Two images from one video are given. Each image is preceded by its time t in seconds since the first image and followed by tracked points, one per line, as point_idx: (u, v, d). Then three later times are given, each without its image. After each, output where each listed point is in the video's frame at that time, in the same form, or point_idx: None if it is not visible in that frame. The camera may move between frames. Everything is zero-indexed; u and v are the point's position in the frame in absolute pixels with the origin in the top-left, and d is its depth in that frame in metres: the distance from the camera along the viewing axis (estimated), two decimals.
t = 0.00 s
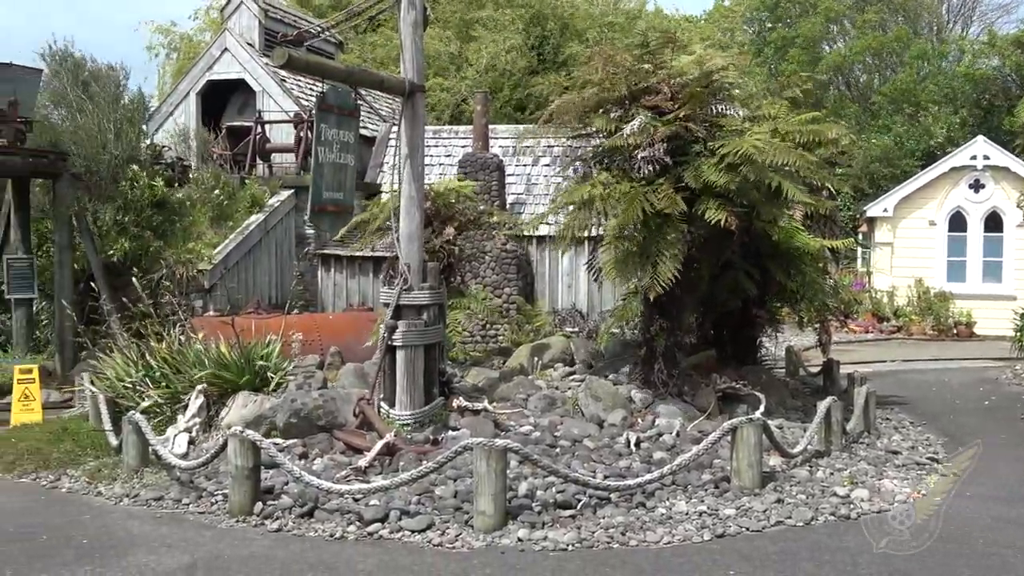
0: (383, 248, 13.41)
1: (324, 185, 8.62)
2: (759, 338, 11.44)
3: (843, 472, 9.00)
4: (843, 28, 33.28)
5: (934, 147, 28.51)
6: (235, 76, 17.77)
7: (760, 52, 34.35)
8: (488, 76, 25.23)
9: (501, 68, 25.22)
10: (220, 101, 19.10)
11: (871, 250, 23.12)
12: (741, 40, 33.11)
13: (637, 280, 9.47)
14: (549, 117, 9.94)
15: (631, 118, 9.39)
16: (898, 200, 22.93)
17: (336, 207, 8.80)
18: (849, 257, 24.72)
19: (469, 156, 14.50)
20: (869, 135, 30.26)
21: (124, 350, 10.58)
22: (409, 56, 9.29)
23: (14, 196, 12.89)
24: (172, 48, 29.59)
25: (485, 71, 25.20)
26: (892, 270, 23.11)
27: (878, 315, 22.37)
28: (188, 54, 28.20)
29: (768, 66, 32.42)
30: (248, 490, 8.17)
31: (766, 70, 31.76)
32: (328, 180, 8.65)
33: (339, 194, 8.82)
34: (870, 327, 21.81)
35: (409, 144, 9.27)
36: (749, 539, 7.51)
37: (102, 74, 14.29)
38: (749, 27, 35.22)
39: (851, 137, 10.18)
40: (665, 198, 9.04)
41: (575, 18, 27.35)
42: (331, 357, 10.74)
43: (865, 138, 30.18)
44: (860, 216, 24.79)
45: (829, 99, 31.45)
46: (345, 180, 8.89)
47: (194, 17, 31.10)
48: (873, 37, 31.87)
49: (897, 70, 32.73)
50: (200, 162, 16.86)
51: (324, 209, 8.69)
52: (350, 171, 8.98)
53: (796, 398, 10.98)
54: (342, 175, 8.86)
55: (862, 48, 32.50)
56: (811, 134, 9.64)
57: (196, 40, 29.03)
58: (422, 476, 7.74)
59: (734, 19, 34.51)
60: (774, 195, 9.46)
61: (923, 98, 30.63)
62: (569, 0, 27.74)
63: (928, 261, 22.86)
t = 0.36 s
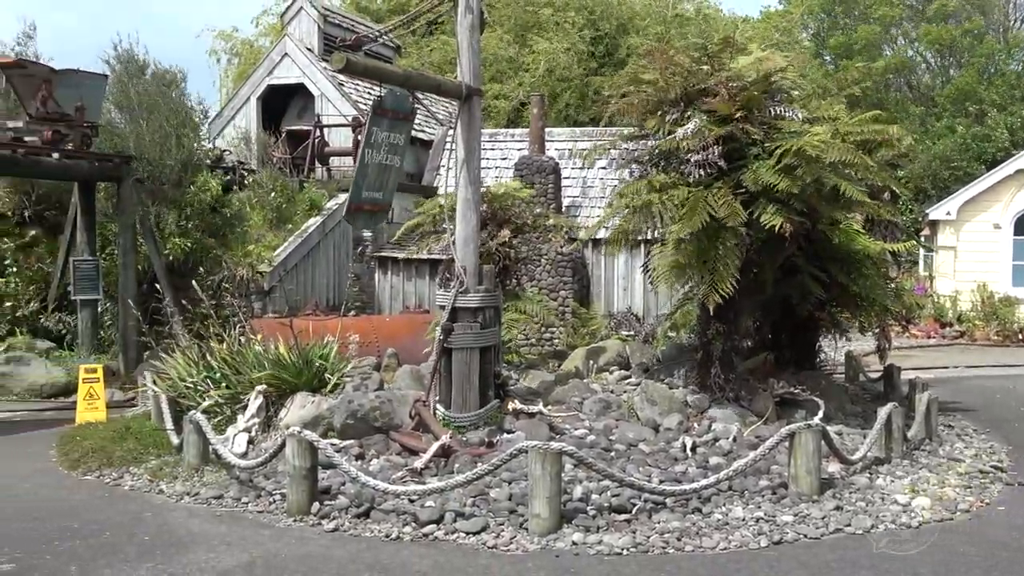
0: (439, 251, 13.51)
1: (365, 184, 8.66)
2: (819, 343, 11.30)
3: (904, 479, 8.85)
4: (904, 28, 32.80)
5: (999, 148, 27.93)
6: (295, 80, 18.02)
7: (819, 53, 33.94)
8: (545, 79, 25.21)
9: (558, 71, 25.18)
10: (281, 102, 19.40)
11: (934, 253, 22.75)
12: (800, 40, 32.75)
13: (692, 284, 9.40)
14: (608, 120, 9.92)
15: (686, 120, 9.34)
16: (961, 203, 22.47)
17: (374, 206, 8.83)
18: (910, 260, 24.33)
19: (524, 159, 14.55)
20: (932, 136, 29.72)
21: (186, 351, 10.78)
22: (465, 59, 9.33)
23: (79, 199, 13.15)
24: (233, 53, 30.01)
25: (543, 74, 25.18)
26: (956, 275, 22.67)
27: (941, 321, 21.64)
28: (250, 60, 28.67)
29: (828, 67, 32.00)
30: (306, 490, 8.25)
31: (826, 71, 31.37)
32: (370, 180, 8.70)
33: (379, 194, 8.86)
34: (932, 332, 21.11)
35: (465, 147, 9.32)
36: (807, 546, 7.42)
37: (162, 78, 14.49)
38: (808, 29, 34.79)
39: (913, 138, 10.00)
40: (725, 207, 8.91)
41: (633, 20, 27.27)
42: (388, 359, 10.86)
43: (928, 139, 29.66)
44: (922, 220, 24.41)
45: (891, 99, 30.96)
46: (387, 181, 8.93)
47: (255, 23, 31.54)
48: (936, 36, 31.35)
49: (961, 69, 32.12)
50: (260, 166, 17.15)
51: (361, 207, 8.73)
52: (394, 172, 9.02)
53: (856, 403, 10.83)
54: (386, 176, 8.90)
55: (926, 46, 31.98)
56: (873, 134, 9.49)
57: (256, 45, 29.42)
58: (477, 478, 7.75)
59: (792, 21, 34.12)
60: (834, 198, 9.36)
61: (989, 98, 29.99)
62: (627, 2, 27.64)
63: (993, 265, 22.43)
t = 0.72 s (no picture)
0: (490, 254, 13.62)
1: (413, 186, 8.74)
2: (873, 350, 11.14)
3: (961, 488, 8.70)
4: (962, 28, 32.17)
5: None
6: (347, 86, 18.24)
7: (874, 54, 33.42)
8: (596, 82, 25.25)
9: (609, 73, 25.23)
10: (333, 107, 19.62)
11: (991, 258, 22.68)
12: (855, 41, 32.28)
13: (744, 287, 9.34)
14: (658, 122, 9.86)
15: (744, 123, 9.29)
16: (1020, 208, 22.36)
17: (420, 208, 8.90)
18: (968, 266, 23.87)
19: (574, 163, 14.52)
20: (992, 139, 29.10)
21: (240, 353, 10.92)
22: (516, 63, 9.32)
23: (137, 202, 13.35)
24: (287, 60, 30.32)
25: (593, 76, 25.25)
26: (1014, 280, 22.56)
27: (1001, 327, 21.07)
28: (303, 66, 28.97)
29: (883, 68, 31.48)
30: (357, 491, 8.30)
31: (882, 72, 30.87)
32: (417, 182, 8.76)
33: (426, 196, 8.93)
34: (990, 339, 20.44)
35: (516, 151, 9.32)
36: (861, 556, 7.32)
37: (215, 85, 14.72)
38: (863, 32, 34.32)
39: (970, 141, 9.83)
40: (777, 209, 8.85)
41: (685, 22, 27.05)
42: (438, 362, 10.93)
43: (987, 141, 29.04)
44: (980, 224, 23.94)
45: (949, 100, 30.38)
46: (435, 183, 9.01)
47: (309, 31, 31.86)
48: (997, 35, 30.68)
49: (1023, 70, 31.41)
50: (312, 170, 17.33)
51: (407, 209, 8.80)
52: (442, 175, 9.08)
53: (911, 411, 10.66)
54: (433, 178, 8.97)
55: (985, 46, 31.36)
56: (931, 138, 9.36)
57: (308, 53, 29.70)
58: (526, 482, 7.74)
59: (847, 24, 33.69)
60: (886, 204, 9.37)
61: None
62: (679, 6, 27.48)
63: None
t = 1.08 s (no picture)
0: (540, 258, 13.71)
1: (477, 197, 8.76)
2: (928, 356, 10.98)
3: (1018, 498, 8.53)
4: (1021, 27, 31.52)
5: None
6: (397, 91, 18.36)
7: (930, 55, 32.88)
8: (645, 84, 25.14)
9: (659, 76, 25.09)
10: (383, 113, 19.79)
11: None
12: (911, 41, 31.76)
13: (794, 291, 9.25)
14: (707, 127, 9.78)
15: (791, 127, 9.18)
16: None
17: (488, 218, 8.93)
18: None
19: (625, 167, 14.54)
20: None
21: (291, 356, 11.04)
22: (566, 67, 9.33)
23: (190, 207, 13.55)
24: (338, 67, 30.58)
25: (643, 79, 25.15)
26: None
27: None
28: (353, 73, 29.24)
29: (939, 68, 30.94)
30: (406, 494, 8.34)
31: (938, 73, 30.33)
32: (481, 192, 8.78)
33: (492, 205, 8.94)
34: None
35: (565, 156, 9.32)
36: (915, 565, 7.21)
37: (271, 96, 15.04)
38: (919, 33, 33.79)
39: None
40: (825, 220, 8.69)
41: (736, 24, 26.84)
42: (487, 367, 10.99)
43: None
44: None
45: (1008, 100, 29.76)
46: (498, 191, 9.01)
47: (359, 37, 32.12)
48: None
49: None
50: (363, 174, 17.45)
51: (476, 219, 8.82)
52: (503, 183, 9.08)
53: (967, 418, 10.49)
54: (496, 186, 8.98)
55: None
56: (989, 139, 9.20)
57: (359, 59, 29.94)
58: (574, 488, 7.70)
59: (903, 26, 33.19)
60: (946, 205, 9.11)
61: None
62: (730, 9, 27.28)
63: None
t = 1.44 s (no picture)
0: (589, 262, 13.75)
1: (537, 201, 8.80)
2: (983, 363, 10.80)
3: None
4: None
5: None
6: (446, 95, 18.47)
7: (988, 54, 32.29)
8: (699, 89, 25.15)
9: (711, 81, 25.08)
10: (432, 116, 19.92)
11: None
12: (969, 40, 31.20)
13: (848, 295, 9.14)
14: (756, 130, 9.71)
15: (840, 132, 9.11)
16: None
17: (550, 222, 8.96)
18: None
19: (674, 170, 14.54)
20: None
21: (340, 358, 11.14)
22: (615, 70, 9.29)
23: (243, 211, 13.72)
24: (388, 72, 30.84)
25: (695, 83, 25.16)
26: None
27: None
28: (404, 77, 29.46)
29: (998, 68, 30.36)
30: (454, 496, 8.36)
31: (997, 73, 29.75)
32: (540, 197, 8.81)
33: (552, 209, 8.96)
34: None
35: (612, 160, 9.27)
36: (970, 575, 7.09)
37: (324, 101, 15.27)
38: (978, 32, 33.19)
39: None
40: (881, 227, 8.54)
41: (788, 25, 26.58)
42: (536, 371, 11.03)
43: None
44: None
45: None
46: (557, 195, 9.03)
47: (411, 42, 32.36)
48: None
49: None
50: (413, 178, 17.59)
51: (539, 224, 8.85)
52: (561, 186, 9.09)
53: None
54: (555, 190, 9.00)
55: None
56: None
57: (409, 64, 30.17)
58: (622, 493, 7.65)
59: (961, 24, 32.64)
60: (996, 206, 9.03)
61: None
62: (783, 10, 27.01)
63: None
